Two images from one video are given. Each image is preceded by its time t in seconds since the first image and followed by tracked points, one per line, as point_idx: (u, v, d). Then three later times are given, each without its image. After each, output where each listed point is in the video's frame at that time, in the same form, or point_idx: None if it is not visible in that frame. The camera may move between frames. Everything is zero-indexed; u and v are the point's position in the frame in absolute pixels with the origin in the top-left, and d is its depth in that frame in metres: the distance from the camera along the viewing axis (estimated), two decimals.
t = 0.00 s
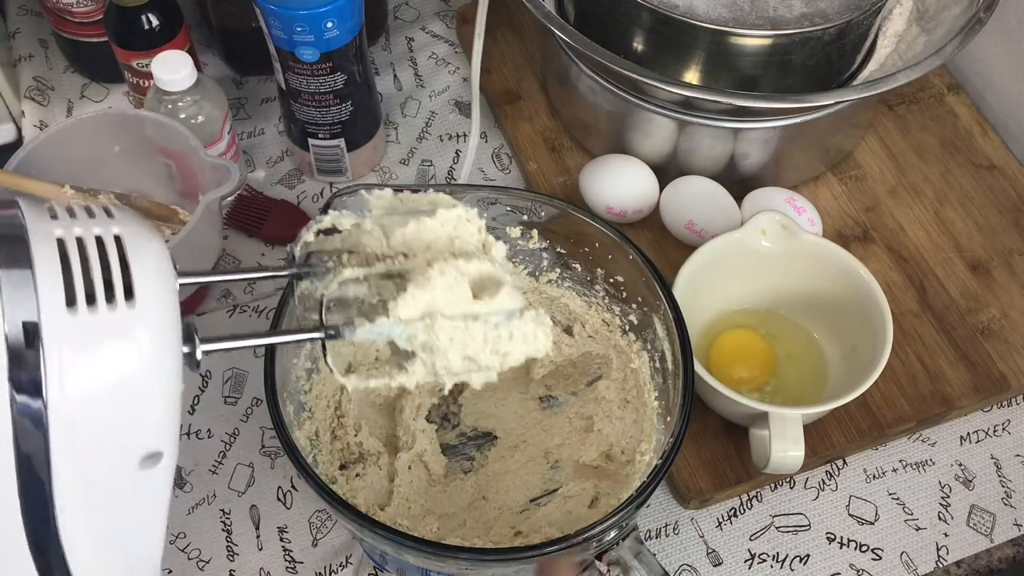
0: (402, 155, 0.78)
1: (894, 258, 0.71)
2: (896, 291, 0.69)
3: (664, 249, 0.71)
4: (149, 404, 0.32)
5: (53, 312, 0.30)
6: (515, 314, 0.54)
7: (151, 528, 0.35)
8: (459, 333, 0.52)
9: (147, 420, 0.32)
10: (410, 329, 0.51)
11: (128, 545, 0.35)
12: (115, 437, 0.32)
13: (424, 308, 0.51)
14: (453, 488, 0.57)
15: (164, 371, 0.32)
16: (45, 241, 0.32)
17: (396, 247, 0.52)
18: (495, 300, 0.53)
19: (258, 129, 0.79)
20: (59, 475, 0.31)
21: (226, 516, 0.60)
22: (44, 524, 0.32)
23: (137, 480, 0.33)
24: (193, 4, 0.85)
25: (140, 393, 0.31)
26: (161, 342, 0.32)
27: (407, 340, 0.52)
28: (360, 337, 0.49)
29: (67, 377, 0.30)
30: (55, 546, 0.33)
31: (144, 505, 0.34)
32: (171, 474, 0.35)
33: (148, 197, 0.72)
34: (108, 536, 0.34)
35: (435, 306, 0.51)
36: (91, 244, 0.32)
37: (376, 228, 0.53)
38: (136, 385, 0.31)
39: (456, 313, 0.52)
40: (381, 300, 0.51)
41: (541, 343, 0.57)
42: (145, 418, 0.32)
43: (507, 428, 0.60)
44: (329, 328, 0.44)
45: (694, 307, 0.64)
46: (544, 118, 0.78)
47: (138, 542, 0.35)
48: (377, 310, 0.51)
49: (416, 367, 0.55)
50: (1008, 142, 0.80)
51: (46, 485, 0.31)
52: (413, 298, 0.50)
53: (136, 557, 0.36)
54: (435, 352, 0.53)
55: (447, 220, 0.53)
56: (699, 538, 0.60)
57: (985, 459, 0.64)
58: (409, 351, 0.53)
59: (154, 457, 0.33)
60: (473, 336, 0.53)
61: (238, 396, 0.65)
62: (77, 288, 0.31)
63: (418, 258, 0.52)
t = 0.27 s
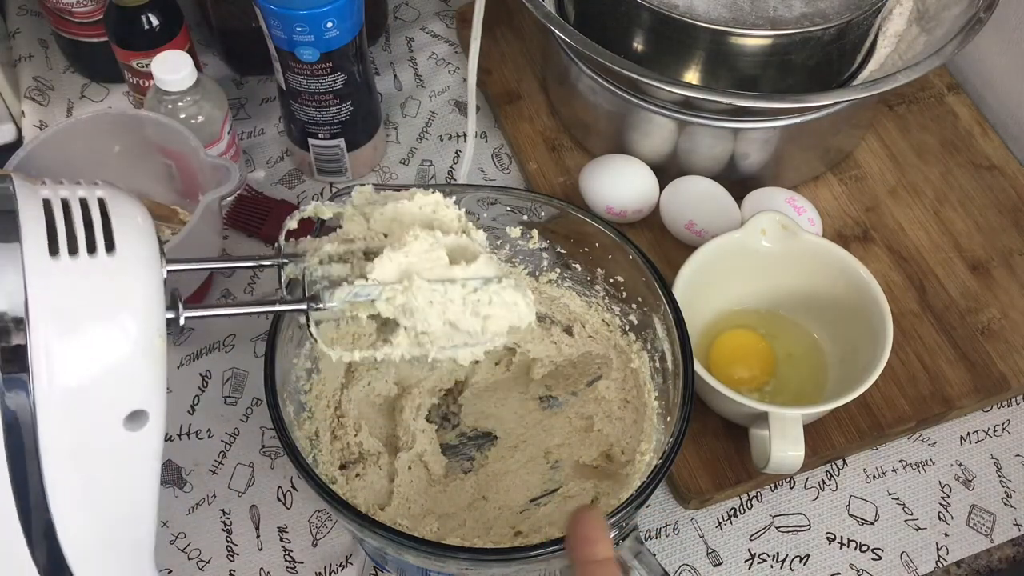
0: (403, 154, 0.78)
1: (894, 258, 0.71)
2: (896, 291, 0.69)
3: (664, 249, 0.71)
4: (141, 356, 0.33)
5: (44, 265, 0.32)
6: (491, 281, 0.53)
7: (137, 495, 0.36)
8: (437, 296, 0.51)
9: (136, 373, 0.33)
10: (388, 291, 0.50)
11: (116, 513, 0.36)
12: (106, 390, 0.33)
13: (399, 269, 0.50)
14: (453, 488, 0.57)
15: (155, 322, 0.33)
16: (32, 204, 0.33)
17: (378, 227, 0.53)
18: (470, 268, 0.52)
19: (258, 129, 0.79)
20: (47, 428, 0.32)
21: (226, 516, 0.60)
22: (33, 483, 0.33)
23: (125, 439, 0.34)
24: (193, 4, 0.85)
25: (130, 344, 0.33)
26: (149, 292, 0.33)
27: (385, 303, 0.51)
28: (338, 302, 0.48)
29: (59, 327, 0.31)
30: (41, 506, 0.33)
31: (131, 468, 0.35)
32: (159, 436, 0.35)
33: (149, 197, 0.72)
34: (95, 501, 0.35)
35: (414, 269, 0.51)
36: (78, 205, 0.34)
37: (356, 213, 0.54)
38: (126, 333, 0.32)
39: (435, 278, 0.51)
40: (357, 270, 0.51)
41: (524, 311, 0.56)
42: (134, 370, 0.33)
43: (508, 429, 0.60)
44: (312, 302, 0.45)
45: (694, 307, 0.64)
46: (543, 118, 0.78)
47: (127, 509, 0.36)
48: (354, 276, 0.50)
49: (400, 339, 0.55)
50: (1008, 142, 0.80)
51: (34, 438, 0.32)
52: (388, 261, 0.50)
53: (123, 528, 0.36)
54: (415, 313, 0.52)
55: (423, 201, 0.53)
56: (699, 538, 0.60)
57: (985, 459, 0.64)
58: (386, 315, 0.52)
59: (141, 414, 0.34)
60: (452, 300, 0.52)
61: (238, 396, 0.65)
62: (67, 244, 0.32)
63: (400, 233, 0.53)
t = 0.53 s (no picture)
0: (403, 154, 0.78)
1: (894, 259, 0.71)
2: (896, 291, 0.69)
3: (664, 249, 0.71)
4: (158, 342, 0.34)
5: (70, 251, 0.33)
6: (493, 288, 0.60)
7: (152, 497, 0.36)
8: (444, 298, 0.56)
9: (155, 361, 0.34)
10: (397, 291, 0.55)
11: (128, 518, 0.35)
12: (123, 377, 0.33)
13: (410, 270, 0.56)
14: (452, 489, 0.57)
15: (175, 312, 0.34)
16: (58, 199, 0.34)
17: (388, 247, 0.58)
18: (473, 275, 0.59)
19: (258, 129, 0.79)
20: (70, 412, 0.32)
21: (226, 516, 0.60)
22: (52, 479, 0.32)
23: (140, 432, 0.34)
24: (193, 4, 0.85)
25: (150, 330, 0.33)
26: (170, 281, 0.34)
27: (394, 304, 0.55)
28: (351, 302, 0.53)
29: (80, 310, 0.32)
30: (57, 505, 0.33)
31: (148, 466, 0.35)
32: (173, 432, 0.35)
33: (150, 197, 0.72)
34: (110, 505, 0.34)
35: (421, 272, 0.56)
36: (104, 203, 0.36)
37: (367, 237, 0.58)
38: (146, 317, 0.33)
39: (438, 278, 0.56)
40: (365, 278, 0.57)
41: (528, 317, 0.61)
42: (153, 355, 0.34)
43: (507, 428, 0.60)
44: (328, 306, 0.48)
45: (694, 306, 0.63)
46: (543, 118, 0.78)
47: (137, 507, 0.35)
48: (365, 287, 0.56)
49: (409, 344, 0.57)
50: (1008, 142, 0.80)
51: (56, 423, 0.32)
52: (396, 264, 0.56)
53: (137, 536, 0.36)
54: (419, 314, 0.56)
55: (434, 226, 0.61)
56: (699, 538, 0.60)
57: (985, 459, 0.64)
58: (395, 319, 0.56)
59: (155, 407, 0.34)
60: (460, 303, 0.57)
61: (238, 396, 0.65)
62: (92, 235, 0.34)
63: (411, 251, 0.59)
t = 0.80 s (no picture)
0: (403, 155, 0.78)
1: (894, 259, 0.71)
2: (896, 291, 0.69)
3: (664, 249, 0.71)
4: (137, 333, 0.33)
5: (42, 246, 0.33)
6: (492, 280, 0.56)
7: (147, 497, 0.35)
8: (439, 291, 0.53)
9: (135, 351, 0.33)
10: (390, 284, 0.52)
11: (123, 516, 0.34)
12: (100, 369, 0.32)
13: (402, 262, 0.53)
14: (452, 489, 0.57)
15: (157, 301, 0.34)
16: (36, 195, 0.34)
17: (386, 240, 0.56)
18: (472, 266, 0.56)
19: (258, 129, 0.79)
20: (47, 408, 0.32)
21: (226, 516, 0.60)
22: (34, 476, 0.32)
23: (127, 428, 0.33)
24: (193, 4, 0.85)
25: (126, 319, 0.33)
26: (149, 271, 0.34)
27: (388, 297, 0.52)
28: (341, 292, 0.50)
29: (55, 308, 0.32)
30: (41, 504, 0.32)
31: (138, 463, 0.34)
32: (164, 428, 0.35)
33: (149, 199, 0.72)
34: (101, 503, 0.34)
35: (415, 264, 0.53)
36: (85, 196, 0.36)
37: (368, 231, 0.56)
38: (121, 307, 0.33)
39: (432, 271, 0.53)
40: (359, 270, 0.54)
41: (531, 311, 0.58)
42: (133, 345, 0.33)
43: (507, 428, 0.60)
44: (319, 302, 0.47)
45: (694, 306, 0.63)
46: (543, 118, 0.78)
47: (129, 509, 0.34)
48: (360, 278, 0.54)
49: (406, 340, 0.54)
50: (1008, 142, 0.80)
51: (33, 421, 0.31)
52: (389, 255, 0.53)
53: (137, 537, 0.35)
54: (412, 307, 0.52)
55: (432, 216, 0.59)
56: (699, 538, 0.60)
57: (985, 459, 0.64)
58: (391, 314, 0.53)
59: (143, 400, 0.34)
60: (456, 295, 0.54)
61: (238, 396, 0.65)
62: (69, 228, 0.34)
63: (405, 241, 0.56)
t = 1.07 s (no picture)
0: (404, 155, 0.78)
1: (894, 259, 0.71)
2: (896, 291, 0.69)
3: (664, 249, 0.71)
4: (144, 353, 0.37)
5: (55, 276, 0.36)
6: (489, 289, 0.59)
7: (147, 496, 0.39)
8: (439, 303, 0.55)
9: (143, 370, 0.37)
10: (390, 296, 0.55)
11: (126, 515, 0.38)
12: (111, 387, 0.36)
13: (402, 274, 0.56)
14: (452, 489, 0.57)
15: (158, 325, 0.37)
16: (43, 227, 0.38)
17: (385, 250, 0.58)
18: (469, 277, 0.59)
19: (258, 129, 0.79)
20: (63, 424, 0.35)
21: (226, 516, 0.60)
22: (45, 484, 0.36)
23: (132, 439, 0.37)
24: (193, 4, 0.85)
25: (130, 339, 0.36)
26: (153, 295, 0.38)
27: (388, 309, 0.55)
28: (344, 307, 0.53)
29: (70, 332, 0.36)
30: (54, 504, 0.36)
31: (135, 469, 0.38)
32: (167, 438, 0.39)
33: (147, 197, 0.72)
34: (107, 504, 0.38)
35: (414, 277, 0.56)
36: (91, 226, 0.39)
37: (366, 240, 0.58)
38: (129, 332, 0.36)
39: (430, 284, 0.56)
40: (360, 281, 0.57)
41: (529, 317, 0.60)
42: (142, 365, 0.37)
43: (508, 428, 0.60)
44: (320, 314, 0.49)
45: (694, 306, 0.63)
46: (543, 118, 0.78)
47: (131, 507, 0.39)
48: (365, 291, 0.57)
49: (406, 349, 0.57)
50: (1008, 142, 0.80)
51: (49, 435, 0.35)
52: (390, 269, 0.56)
53: (137, 532, 0.39)
54: (412, 319, 0.55)
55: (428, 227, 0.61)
56: (699, 538, 0.60)
57: (986, 459, 0.64)
58: (391, 325, 0.56)
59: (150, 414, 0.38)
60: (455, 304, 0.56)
61: (238, 396, 0.65)
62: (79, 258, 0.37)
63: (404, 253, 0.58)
